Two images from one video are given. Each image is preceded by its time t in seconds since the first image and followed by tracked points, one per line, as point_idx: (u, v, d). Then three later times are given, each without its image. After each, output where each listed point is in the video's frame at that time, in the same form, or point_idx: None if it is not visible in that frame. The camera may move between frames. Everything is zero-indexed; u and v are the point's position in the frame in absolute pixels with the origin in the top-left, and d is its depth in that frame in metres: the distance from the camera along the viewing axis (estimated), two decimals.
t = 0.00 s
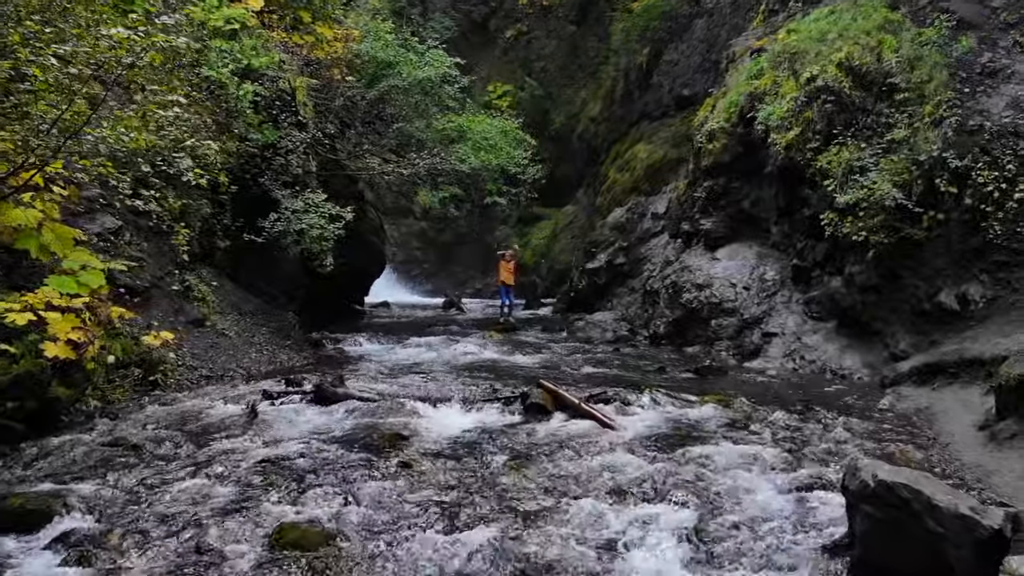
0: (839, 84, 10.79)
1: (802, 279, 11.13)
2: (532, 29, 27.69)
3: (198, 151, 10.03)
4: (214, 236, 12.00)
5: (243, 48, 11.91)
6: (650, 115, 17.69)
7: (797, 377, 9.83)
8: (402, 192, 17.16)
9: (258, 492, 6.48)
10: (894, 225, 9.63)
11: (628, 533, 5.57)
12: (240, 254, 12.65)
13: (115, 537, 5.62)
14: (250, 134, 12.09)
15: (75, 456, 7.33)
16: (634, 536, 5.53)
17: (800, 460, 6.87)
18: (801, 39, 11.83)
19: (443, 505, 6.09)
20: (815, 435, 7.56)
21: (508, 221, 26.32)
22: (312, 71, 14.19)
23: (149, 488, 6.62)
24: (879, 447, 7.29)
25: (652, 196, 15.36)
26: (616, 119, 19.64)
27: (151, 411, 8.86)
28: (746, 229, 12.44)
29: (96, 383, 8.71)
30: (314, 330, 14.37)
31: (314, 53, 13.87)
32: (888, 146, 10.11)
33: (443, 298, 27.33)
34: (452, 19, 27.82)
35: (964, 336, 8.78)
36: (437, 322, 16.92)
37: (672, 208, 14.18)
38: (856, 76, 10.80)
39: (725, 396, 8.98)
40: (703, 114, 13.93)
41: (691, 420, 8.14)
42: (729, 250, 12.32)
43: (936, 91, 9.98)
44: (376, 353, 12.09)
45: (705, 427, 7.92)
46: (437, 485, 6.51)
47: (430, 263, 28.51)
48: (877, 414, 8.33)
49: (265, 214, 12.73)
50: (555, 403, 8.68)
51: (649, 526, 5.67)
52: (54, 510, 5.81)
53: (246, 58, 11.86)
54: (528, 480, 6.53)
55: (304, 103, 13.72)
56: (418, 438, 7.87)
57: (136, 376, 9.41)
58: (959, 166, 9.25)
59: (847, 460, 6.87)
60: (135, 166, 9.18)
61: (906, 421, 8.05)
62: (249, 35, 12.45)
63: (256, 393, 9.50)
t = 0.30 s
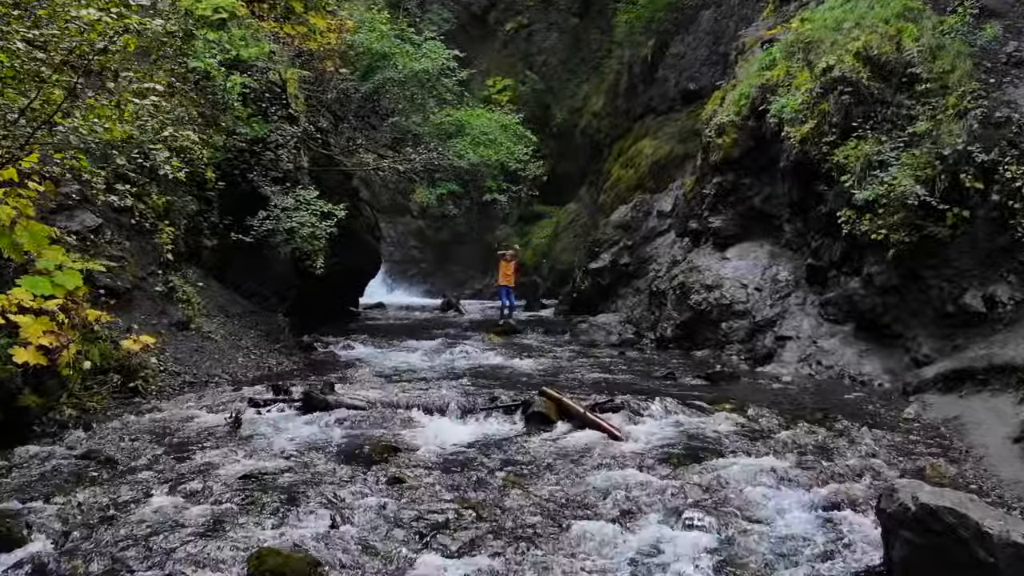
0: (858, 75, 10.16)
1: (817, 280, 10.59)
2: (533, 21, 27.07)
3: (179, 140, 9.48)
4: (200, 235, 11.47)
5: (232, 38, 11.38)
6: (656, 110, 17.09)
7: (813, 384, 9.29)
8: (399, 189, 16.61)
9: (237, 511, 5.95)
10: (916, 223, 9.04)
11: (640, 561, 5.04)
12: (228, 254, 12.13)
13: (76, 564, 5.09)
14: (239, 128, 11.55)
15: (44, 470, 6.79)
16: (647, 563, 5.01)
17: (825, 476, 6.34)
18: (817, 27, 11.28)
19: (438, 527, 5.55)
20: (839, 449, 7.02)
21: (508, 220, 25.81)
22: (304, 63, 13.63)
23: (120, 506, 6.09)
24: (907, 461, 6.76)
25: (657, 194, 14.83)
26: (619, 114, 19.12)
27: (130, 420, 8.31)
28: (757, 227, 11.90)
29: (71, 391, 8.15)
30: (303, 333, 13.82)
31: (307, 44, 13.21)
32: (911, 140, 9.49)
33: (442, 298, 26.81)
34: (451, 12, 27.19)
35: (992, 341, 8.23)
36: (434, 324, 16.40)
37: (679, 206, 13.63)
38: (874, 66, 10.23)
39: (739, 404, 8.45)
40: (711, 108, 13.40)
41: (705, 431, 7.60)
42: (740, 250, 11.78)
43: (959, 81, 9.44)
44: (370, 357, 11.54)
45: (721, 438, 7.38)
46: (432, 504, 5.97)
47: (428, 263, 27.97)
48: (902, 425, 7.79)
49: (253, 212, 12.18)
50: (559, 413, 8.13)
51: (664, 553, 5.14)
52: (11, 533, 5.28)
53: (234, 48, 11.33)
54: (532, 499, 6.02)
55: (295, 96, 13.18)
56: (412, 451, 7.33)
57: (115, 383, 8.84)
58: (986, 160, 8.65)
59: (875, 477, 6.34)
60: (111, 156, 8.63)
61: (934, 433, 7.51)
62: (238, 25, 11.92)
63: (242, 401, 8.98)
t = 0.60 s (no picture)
0: (878, 63, 9.61)
1: (834, 281, 10.02)
2: (534, 12, 26.38)
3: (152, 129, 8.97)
4: (186, 234, 10.92)
5: (220, 27, 10.88)
6: (662, 104, 16.51)
7: (833, 391, 8.74)
8: (396, 185, 16.05)
9: (214, 534, 5.40)
10: (942, 221, 8.40)
11: None
12: (216, 252, 11.61)
13: None
14: (226, 120, 11.05)
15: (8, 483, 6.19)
16: None
17: (858, 496, 5.78)
18: (833, 15, 10.71)
19: (436, 553, 4.99)
20: (869, 465, 6.46)
21: (510, 218, 25.34)
22: (295, 53, 13.10)
23: (87, 523, 5.53)
24: (945, 477, 6.19)
25: (664, 191, 14.30)
26: (625, 108, 18.58)
27: (106, 429, 7.72)
28: (770, 225, 11.34)
29: (42, 401, 7.52)
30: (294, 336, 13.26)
31: (299, 33, 12.64)
32: (937, 132, 8.80)
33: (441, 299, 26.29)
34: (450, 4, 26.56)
35: None
36: (432, 326, 15.88)
37: (687, 204, 13.09)
38: (896, 54, 9.66)
39: (757, 414, 7.90)
40: (722, 101, 12.86)
41: (723, 443, 7.04)
42: (752, 249, 11.22)
43: (989, 70, 8.51)
44: (363, 362, 10.97)
45: (739, 452, 6.83)
46: (427, 525, 5.42)
47: (426, 263, 27.42)
48: (933, 436, 7.23)
49: (242, 209, 11.63)
50: (565, 422, 7.60)
51: None
52: None
53: (224, 38, 10.85)
54: (537, 521, 5.45)
55: (286, 88, 12.64)
56: (407, 464, 6.78)
57: (91, 391, 8.21)
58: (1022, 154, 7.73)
59: (912, 497, 5.77)
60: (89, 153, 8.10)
61: (968, 444, 6.94)
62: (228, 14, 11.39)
63: (226, 410, 8.42)
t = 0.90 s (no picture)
0: (902, 51, 9.03)
1: (855, 281, 9.46)
2: (536, 4, 25.80)
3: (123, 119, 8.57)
4: (170, 231, 10.34)
5: (206, 14, 10.39)
6: (669, 98, 15.96)
7: (857, 399, 8.17)
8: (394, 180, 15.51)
9: (187, 563, 4.81)
10: (972, 218, 7.80)
11: None
12: (202, 251, 11.03)
13: None
14: (211, 111, 10.48)
15: None
16: None
17: (898, 520, 5.22)
18: None
19: None
20: (907, 484, 5.88)
21: (511, 216, 24.82)
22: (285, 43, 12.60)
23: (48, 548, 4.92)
24: (993, 498, 5.60)
25: (672, 187, 13.76)
26: (630, 101, 18.05)
27: (77, 440, 7.10)
28: (785, 223, 10.79)
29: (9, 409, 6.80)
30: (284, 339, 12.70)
31: (289, 22, 12.12)
32: (966, 123, 8.16)
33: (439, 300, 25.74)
34: None
35: None
36: (430, 329, 15.33)
37: (697, 201, 12.53)
38: (922, 41, 8.98)
39: (778, 425, 7.34)
40: (734, 92, 12.31)
41: (744, 458, 6.48)
42: (766, 248, 10.66)
43: None
44: (356, 367, 10.40)
45: (763, 468, 6.27)
46: (421, 554, 4.85)
47: (425, 263, 26.86)
48: (971, 449, 6.64)
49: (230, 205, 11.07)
50: (571, 435, 7.02)
51: None
52: None
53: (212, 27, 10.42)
54: (547, 548, 4.88)
55: (277, 78, 12.07)
56: (401, 481, 6.20)
57: (64, 399, 7.59)
58: None
59: (960, 521, 5.18)
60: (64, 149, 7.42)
61: (1011, 459, 6.35)
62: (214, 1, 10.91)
63: (207, 420, 7.85)
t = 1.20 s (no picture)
0: (931, 34, 8.37)
1: (879, 281, 8.86)
2: None
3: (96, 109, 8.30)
4: (152, 228, 9.74)
5: None
6: (677, 90, 15.40)
7: (885, 407, 7.57)
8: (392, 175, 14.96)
9: None
10: (1008, 212, 7.13)
11: None
12: (187, 249, 10.45)
13: None
14: (196, 102, 9.94)
15: None
16: None
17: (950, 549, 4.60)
18: None
19: None
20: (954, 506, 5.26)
21: (512, 214, 24.26)
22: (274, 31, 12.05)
23: None
24: None
25: (681, 183, 13.21)
26: (636, 94, 17.49)
27: (45, 454, 6.44)
28: (803, 219, 10.22)
29: None
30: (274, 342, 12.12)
31: (279, 9, 11.56)
32: (1002, 113, 7.56)
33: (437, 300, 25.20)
34: None
35: None
36: (429, 331, 14.79)
37: (709, 197, 11.98)
38: (953, 26, 8.34)
39: (804, 436, 6.77)
40: (748, 83, 11.72)
41: (771, 475, 5.90)
42: (783, 246, 10.09)
43: None
44: (349, 373, 9.81)
45: (792, 487, 5.70)
46: None
47: (424, 262, 26.34)
48: (1016, 463, 6.02)
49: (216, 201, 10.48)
50: (579, 448, 6.45)
51: None
52: None
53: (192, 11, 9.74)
54: None
55: (266, 67, 11.50)
56: (395, 500, 5.62)
57: (34, 410, 6.94)
58: None
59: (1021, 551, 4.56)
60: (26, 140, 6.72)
61: None
62: None
63: (186, 430, 7.25)
